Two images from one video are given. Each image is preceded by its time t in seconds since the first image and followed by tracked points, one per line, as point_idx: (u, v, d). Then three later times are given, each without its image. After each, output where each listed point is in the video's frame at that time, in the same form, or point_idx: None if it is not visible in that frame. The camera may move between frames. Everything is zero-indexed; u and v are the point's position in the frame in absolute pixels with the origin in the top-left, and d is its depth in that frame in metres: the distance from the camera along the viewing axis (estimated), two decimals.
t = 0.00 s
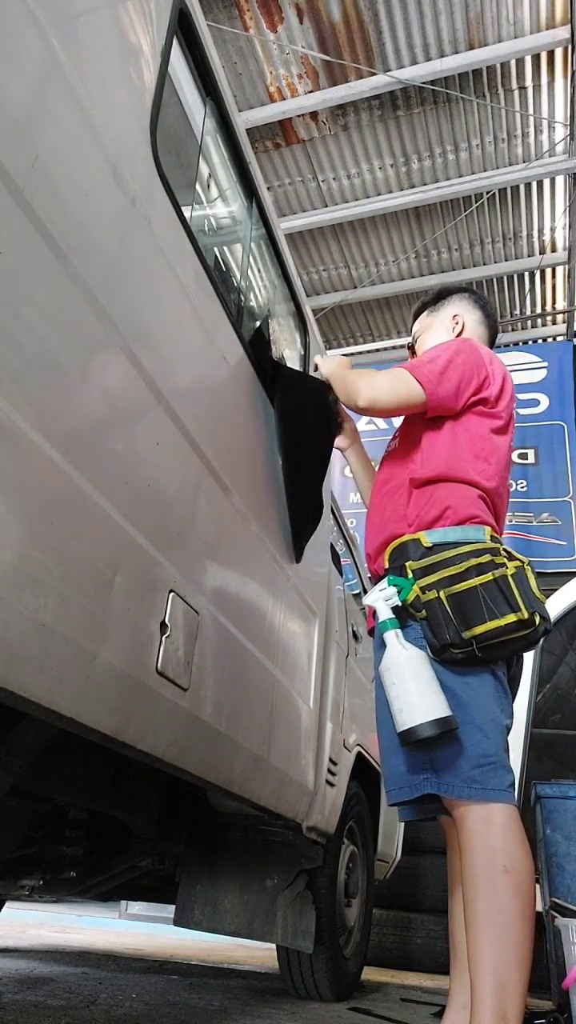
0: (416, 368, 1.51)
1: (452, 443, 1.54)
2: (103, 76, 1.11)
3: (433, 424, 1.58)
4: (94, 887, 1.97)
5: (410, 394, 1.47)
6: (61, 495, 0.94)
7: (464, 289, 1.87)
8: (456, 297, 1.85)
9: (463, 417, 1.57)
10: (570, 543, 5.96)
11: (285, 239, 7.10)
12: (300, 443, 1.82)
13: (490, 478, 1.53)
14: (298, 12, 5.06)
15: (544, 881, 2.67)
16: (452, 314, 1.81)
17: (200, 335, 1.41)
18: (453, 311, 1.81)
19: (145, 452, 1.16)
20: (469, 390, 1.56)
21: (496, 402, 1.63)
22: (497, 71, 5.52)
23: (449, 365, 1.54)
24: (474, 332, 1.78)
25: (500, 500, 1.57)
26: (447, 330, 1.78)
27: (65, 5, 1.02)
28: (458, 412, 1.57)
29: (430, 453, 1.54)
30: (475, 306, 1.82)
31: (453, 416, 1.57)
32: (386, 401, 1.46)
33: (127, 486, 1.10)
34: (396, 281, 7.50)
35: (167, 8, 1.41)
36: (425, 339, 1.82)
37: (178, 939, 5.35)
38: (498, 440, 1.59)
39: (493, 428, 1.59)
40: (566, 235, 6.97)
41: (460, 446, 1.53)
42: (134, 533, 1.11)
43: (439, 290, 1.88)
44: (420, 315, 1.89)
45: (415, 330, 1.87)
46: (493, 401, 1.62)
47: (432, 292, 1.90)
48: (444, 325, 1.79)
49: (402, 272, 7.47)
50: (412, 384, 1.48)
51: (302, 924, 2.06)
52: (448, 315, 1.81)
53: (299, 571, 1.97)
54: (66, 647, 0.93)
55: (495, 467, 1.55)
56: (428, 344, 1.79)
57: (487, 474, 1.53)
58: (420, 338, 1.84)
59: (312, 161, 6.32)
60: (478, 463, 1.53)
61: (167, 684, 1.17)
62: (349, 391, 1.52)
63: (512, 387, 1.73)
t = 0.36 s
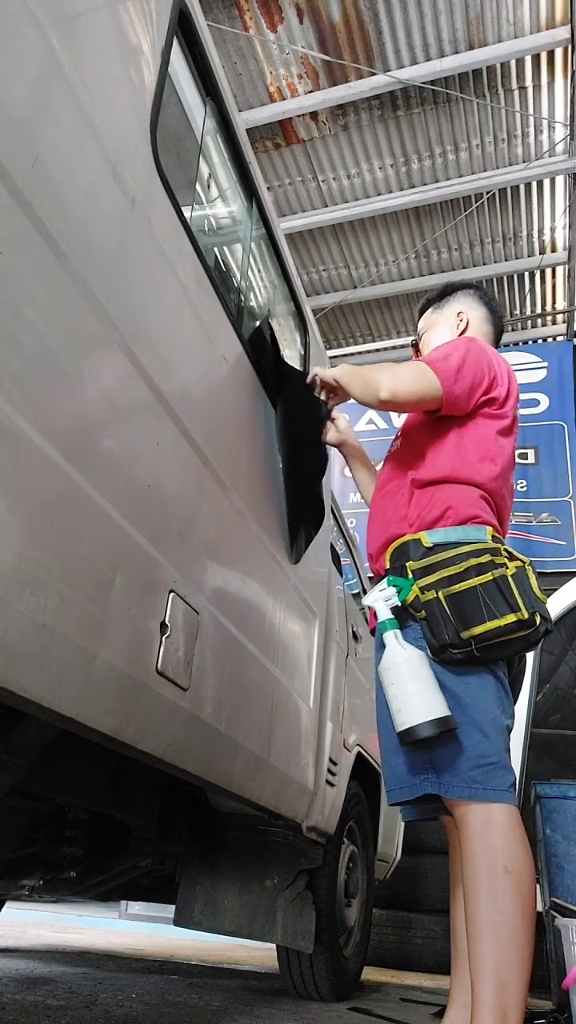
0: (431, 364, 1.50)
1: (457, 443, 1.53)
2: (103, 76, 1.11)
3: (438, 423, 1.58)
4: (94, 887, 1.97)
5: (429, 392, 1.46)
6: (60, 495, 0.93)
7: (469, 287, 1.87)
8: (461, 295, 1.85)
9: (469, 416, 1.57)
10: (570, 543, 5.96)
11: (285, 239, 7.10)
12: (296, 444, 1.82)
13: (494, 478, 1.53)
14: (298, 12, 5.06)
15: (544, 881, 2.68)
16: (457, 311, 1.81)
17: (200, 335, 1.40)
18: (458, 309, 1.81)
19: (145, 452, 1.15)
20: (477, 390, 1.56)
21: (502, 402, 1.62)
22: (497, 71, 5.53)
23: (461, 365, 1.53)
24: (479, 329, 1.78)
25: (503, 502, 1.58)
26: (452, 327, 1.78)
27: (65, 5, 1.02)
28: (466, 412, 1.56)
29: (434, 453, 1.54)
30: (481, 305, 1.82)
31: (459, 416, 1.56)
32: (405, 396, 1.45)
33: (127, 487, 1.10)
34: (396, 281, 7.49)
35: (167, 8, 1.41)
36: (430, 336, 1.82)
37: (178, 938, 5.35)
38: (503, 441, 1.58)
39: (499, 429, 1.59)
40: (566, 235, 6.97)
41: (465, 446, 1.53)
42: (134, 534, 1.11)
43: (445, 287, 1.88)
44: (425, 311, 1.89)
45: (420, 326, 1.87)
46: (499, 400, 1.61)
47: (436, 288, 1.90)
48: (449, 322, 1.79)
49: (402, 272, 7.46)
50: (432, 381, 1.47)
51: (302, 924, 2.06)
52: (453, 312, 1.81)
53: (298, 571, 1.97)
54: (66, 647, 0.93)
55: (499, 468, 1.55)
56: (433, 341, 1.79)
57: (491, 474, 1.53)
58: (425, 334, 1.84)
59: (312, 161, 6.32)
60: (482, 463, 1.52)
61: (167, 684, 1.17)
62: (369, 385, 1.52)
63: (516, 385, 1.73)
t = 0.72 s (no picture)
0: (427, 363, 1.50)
1: (456, 442, 1.53)
2: (103, 76, 1.11)
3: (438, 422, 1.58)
4: (94, 887, 1.97)
5: (420, 387, 1.47)
6: (60, 495, 0.94)
7: (475, 285, 1.86)
8: (467, 293, 1.84)
9: (469, 416, 1.56)
10: (570, 543, 5.97)
11: (285, 239, 7.10)
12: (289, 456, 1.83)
13: (495, 478, 1.52)
14: (298, 12, 5.06)
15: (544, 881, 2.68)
16: (462, 309, 1.81)
17: (200, 335, 1.41)
18: (463, 307, 1.81)
19: (145, 452, 1.16)
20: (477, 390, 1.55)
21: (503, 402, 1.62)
22: (497, 71, 5.53)
23: (460, 363, 1.53)
24: (483, 328, 1.79)
25: (503, 502, 1.57)
26: (456, 325, 1.78)
27: (65, 5, 1.02)
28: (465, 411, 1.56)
29: (434, 453, 1.54)
30: (486, 305, 1.82)
31: (459, 415, 1.56)
32: (395, 392, 1.46)
33: (127, 486, 1.10)
34: (396, 281, 7.50)
35: (167, 8, 1.41)
36: (434, 334, 1.82)
37: (179, 938, 5.35)
38: (503, 441, 1.58)
39: (500, 429, 1.58)
40: (566, 235, 6.97)
41: (465, 445, 1.53)
42: (135, 534, 1.11)
43: (451, 284, 1.88)
44: (431, 308, 1.88)
45: (424, 322, 1.87)
46: (499, 400, 1.60)
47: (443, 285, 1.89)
48: (453, 321, 1.79)
49: (402, 272, 7.47)
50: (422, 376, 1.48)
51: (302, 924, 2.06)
52: (458, 310, 1.81)
53: (298, 571, 1.97)
54: (66, 647, 0.93)
55: (499, 468, 1.55)
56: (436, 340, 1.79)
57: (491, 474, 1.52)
58: (429, 332, 1.84)
59: (312, 161, 6.32)
60: (483, 463, 1.52)
61: (167, 683, 1.17)
62: (357, 382, 1.53)
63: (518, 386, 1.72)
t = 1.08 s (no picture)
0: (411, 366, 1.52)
1: (455, 442, 1.54)
2: (103, 76, 1.11)
3: (431, 423, 1.58)
4: (94, 887, 1.97)
5: (393, 390, 1.50)
6: (60, 495, 0.94)
7: (475, 287, 1.86)
8: (467, 295, 1.84)
9: (461, 416, 1.56)
10: (570, 543, 5.97)
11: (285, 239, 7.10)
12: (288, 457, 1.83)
13: (492, 478, 1.53)
14: (298, 12, 5.06)
15: (544, 881, 2.68)
16: (461, 311, 1.81)
17: (199, 335, 1.41)
18: (463, 309, 1.81)
19: (144, 453, 1.15)
20: (473, 391, 1.56)
21: (501, 402, 1.62)
22: (497, 71, 5.53)
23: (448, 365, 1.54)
24: (483, 330, 1.79)
25: (501, 502, 1.57)
26: (456, 327, 1.78)
27: (65, 5, 1.02)
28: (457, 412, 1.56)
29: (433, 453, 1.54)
30: (486, 307, 1.82)
31: (453, 415, 1.57)
32: (367, 393, 1.53)
33: (127, 487, 1.10)
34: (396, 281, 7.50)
35: (167, 8, 1.41)
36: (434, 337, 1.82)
37: (179, 938, 5.36)
38: (498, 440, 1.57)
39: (492, 429, 1.58)
40: (566, 235, 6.97)
41: (458, 445, 1.53)
42: (135, 534, 1.11)
43: (451, 286, 1.88)
44: (430, 311, 1.89)
45: (425, 325, 1.87)
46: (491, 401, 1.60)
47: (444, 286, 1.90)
48: (453, 323, 1.79)
49: (402, 272, 7.47)
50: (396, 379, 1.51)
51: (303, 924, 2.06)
52: (457, 312, 1.81)
53: (298, 571, 1.97)
54: (66, 647, 0.93)
55: (494, 467, 1.54)
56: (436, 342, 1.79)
57: (486, 474, 1.52)
58: (429, 335, 1.84)
59: (312, 161, 6.32)
60: (482, 463, 1.52)
61: (167, 683, 1.17)
62: (333, 383, 1.63)
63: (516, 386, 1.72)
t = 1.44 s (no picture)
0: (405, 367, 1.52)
1: (454, 442, 1.54)
2: (102, 76, 1.11)
3: (430, 424, 1.58)
4: (94, 887, 1.97)
5: (390, 389, 1.50)
6: (61, 495, 0.93)
7: (466, 289, 1.86)
8: (458, 299, 1.84)
9: (459, 416, 1.56)
10: (570, 543, 5.96)
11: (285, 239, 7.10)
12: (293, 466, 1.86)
13: (491, 478, 1.53)
14: (298, 12, 5.06)
15: (544, 881, 2.68)
16: (454, 315, 1.81)
17: (199, 334, 1.40)
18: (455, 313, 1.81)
19: (144, 453, 1.15)
20: (470, 391, 1.56)
21: (499, 401, 1.62)
22: (497, 71, 5.53)
23: (445, 364, 1.54)
24: (477, 332, 1.78)
25: (503, 502, 1.57)
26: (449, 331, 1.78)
27: (65, 5, 1.02)
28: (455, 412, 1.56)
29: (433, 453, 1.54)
30: (478, 307, 1.81)
31: (451, 415, 1.57)
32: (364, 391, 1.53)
33: (127, 487, 1.10)
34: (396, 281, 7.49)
35: (167, 8, 1.41)
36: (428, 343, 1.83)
37: (179, 938, 5.35)
38: (497, 439, 1.58)
39: (491, 428, 1.58)
40: (566, 235, 6.97)
41: (458, 445, 1.53)
42: (134, 534, 1.11)
43: (444, 292, 1.89)
44: (425, 319, 1.90)
45: (421, 332, 1.88)
46: (489, 400, 1.60)
47: (437, 290, 1.90)
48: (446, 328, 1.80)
49: (402, 272, 7.47)
50: (394, 380, 1.50)
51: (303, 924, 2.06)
52: (450, 316, 1.82)
53: (298, 571, 1.97)
54: (65, 647, 0.93)
55: (494, 467, 1.54)
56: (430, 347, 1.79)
57: (486, 473, 1.52)
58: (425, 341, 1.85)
59: (312, 161, 6.32)
60: (481, 463, 1.52)
61: (167, 683, 1.17)
62: (327, 378, 1.61)
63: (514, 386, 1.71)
